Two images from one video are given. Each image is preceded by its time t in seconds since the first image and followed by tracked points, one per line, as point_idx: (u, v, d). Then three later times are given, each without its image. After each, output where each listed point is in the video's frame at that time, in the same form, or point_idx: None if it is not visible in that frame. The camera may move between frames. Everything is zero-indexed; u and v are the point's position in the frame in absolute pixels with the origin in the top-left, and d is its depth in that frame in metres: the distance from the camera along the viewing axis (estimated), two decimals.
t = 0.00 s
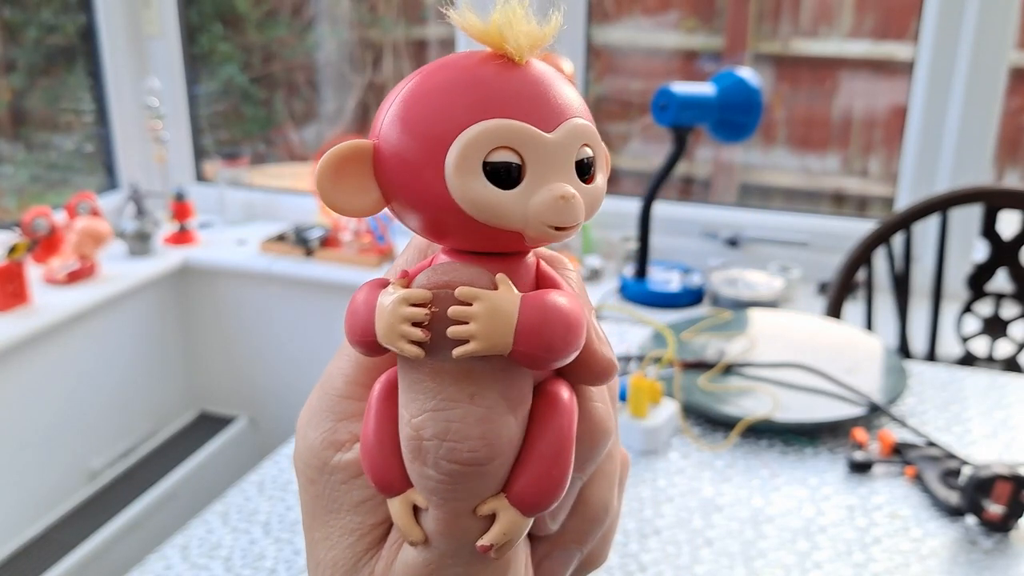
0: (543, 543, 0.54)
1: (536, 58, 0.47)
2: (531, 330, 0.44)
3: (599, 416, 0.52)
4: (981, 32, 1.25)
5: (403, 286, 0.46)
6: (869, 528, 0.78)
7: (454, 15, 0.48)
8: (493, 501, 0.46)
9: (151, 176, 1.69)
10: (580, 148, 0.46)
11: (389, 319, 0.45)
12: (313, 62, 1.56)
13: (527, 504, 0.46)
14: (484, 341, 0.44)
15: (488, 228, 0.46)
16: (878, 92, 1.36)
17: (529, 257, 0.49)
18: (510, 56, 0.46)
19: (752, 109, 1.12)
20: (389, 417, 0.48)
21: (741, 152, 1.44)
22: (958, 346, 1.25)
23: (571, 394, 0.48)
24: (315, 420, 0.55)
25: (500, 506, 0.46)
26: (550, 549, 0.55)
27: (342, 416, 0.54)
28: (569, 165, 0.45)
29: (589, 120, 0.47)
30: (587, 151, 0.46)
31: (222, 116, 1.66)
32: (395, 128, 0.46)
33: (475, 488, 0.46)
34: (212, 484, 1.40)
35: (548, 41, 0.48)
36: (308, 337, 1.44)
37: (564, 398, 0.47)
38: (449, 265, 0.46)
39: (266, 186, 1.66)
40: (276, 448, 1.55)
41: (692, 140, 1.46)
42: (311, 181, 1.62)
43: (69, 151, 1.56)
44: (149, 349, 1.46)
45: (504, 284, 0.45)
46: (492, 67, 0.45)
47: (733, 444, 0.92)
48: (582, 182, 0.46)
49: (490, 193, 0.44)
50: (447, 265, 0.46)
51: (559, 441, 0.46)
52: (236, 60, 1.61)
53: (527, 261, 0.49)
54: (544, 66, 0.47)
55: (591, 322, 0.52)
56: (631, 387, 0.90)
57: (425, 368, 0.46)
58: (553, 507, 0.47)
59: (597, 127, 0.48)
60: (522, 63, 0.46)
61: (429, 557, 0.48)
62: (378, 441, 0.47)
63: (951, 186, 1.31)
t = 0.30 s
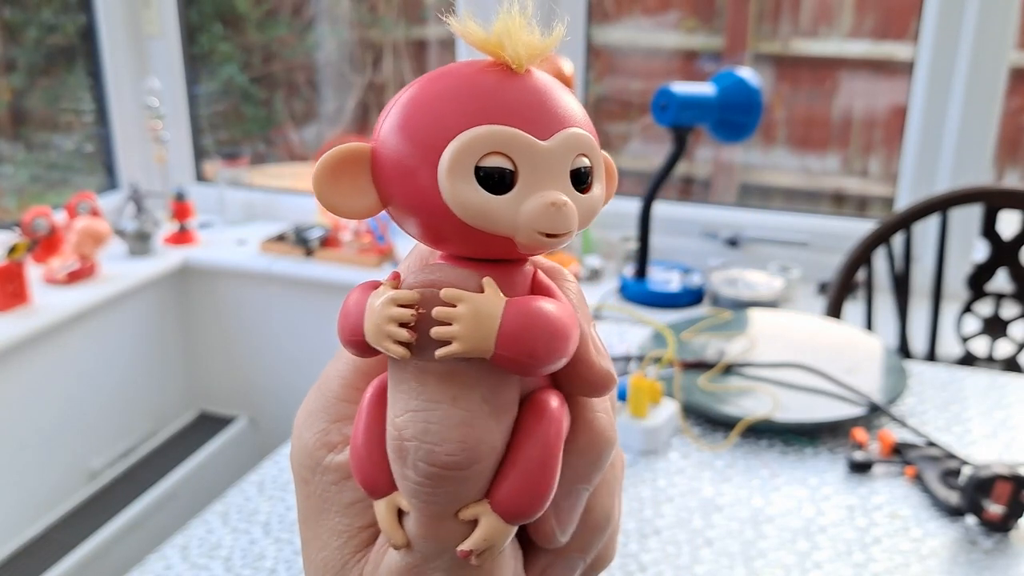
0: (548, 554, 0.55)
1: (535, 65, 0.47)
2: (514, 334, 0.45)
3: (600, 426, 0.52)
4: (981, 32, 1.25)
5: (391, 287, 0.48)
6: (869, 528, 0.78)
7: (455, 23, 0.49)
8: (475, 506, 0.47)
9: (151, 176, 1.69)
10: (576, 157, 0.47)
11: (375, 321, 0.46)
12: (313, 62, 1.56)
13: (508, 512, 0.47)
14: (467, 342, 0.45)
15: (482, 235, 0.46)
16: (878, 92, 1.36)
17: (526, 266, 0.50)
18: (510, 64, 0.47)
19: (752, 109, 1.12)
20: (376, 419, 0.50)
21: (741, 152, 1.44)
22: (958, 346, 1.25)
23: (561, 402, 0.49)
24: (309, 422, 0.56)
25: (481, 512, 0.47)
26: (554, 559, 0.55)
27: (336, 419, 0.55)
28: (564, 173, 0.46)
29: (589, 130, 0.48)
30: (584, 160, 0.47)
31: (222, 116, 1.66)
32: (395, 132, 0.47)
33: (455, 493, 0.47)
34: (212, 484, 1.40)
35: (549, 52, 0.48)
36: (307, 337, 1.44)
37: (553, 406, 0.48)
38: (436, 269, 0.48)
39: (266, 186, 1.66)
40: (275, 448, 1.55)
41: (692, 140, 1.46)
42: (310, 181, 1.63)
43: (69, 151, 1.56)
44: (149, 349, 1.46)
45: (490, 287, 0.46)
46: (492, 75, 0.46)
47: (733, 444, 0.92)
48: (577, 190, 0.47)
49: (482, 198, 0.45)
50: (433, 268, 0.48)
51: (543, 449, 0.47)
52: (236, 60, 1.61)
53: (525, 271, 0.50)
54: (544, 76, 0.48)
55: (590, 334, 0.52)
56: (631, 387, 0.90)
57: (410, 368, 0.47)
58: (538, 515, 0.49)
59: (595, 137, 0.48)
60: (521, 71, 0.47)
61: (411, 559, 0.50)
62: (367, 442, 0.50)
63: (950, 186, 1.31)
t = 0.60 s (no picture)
0: (556, 559, 0.55)
1: (512, 75, 0.49)
2: (491, 351, 0.45)
3: (605, 427, 0.53)
4: (981, 32, 1.25)
5: (378, 297, 0.48)
6: (870, 527, 0.78)
7: (434, 37, 0.51)
8: (455, 524, 0.48)
9: (151, 176, 1.69)
10: (512, 173, 0.46)
11: (358, 333, 0.47)
12: (313, 62, 1.56)
13: (485, 531, 0.47)
14: (443, 357, 0.45)
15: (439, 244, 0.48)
16: (878, 92, 1.36)
17: (524, 280, 0.51)
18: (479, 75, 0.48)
19: (752, 109, 1.12)
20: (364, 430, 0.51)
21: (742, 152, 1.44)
22: (958, 346, 1.25)
23: (547, 421, 0.49)
24: (307, 432, 0.57)
25: (459, 530, 0.47)
26: (562, 564, 0.55)
27: (333, 430, 0.56)
28: (491, 186, 0.46)
29: (555, 148, 0.47)
30: (531, 178, 0.46)
31: (222, 116, 1.66)
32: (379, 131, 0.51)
33: (433, 510, 0.47)
34: (212, 484, 1.40)
35: (528, 60, 0.49)
36: (307, 338, 1.44)
37: (540, 426, 0.48)
38: (422, 280, 0.48)
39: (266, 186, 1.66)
40: (276, 448, 1.55)
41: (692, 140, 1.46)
42: (310, 181, 1.63)
43: (69, 151, 1.56)
44: (149, 349, 1.46)
45: (474, 301, 0.47)
46: (466, 84, 0.48)
47: (733, 444, 0.92)
48: (519, 207, 0.46)
49: (406, 203, 0.48)
50: (419, 279, 0.49)
51: (523, 469, 0.47)
52: (236, 60, 1.61)
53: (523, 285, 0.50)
54: (530, 88, 0.48)
55: (590, 349, 0.52)
56: (631, 387, 0.90)
57: (392, 380, 0.48)
58: (521, 537, 0.48)
59: (554, 152, 0.47)
60: (489, 82, 0.48)
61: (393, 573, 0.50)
62: (355, 452, 0.50)
63: (950, 186, 1.31)
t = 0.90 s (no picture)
0: (555, 560, 0.55)
1: (510, 76, 0.49)
2: (495, 351, 0.45)
3: (607, 428, 0.53)
4: (981, 32, 1.25)
5: (382, 298, 0.48)
6: (869, 528, 0.78)
7: (433, 38, 0.51)
8: (460, 524, 0.48)
9: (151, 176, 1.69)
10: (508, 173, 0.46)
11: (363, 333, 0.47)
12: (313, 62, 1.56)
13: (490, 531, 0.47)
14: (448, 356, 0.45)
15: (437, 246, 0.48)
16: (878, 92, 1.36)
17: (526, 281, 0.51)
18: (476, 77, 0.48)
19: (752, 109, 1.12)
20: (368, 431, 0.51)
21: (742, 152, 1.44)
22: (958, 346, 1.25)
23: (551, 420, 0.49)
24: (308, 433, 0.57)
25: (464, 530, 0.47)
26: (560, 565, 0.55)
27: (335, 431, 0.56)
28: (486, 186, 0.46)
29: (550, 148, 0.47)
30: (527, 179, 0.46)
31: (222, 116, 1.65)
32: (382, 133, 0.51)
33: (438, 511, 0.47)
34: (212, 484, 1.40)
35: (526, 61, 0.49)
36: (308, 337, 1.44)
37: (545, 425, 0.48)
38: (426, 282, 0.48)
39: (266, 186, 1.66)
40: (276, 448, 1.55)
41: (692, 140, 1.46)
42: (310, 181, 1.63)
43: (69, 151, 1.56)
44: (149, 349, 1.46)
45: (479, 303, 0.47)
46: (465, 85, 0.48)
47: (733, 444, 0.92)
48: (515, 208, 0.46)
49: (405, 204, 0.48)
50: (423, 281, 0.49)
51: (527, 469, 0.47)
52: (236, 60, 1.61)
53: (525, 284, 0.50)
54: (529, 88, 0.48)
55: (592, 349, 0.52)
56: (631, 387, 0.90)
57: (396, 380, 0.48)
58: (526, 537, 0.49)
59: (550, 152, 0.47)
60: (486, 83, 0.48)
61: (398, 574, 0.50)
62: (359, 454, 0.50)
63: (950, 186, 1.31)
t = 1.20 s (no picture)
0: (546, 557, 0.55)
1: (505, 73, 0.49)
2: (490, 348, 0.45)
3: (603, 426, 0.53)
4: (981, 31, 1.25)
5: (377, 296, 0.48)
6: (870, 528, 0.78)
7: (428, 36, 0.51)
8: (456, 522, 0.47)
9: (151, 176, 1.69)
10: (503, 169, 0.46)
11: (357, 331, 0.47)
12: (313, 62, 1.56)
13: (485, 529, 0.47)
14: (443, 353, 0.45)
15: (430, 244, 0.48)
16: (878, 92, 1.36)
17: (521, 278, 0.51)
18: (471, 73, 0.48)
19: (752, 109, 1.12)
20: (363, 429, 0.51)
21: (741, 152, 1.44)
22: (958, 346, 1.25)
23: (546, 417, 0.49)
24: (303, 431, 0.57)
25: (460, 528, 0.47)
26: (551, 563, 0.55)
27: (330, 428, 0.56)
28: (481, 183, 0.46)
29: (545, 145, 0.47)
30: (522, 175, 0.46)
31: (222, 116, 1.66)
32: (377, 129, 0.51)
33: (433, 508, 0.47)
34: (212, 484, 1.40)
35: (521, 57, 0.49)
36: (308, 337, 1.44)
37: (540, 422, 0.48)
38: (420, 279, 0.48)
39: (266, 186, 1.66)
40: (276, 448, 1.55)
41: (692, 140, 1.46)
42: (310, 181, 1.63)
43: (69, 151, 1.56)
44: (149, 349, 1.46)
45: (473, 300, 0.47)
46: (459, 81, 0.48)
47: (733, 444, 0.92)
48: (510, 204, 0.46)
49: (399, 201, 0.48)
50: (417, 278, 0.49)
51: (522, 466, 0.47)
52: (236, 60, 1.61)
53: (520, 281, 0.50)
54: (524, 84, 0.48)
55: (587, 346, 0.52)
56: (631, 386, 0.90)
57: (391, 377, 0.48)
58: (521, 534, 0.48)
59: (545, 149, 0.47)
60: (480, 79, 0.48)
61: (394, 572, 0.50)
62: (354, 453, 0.50)
63: (950, 186, 1.31)
